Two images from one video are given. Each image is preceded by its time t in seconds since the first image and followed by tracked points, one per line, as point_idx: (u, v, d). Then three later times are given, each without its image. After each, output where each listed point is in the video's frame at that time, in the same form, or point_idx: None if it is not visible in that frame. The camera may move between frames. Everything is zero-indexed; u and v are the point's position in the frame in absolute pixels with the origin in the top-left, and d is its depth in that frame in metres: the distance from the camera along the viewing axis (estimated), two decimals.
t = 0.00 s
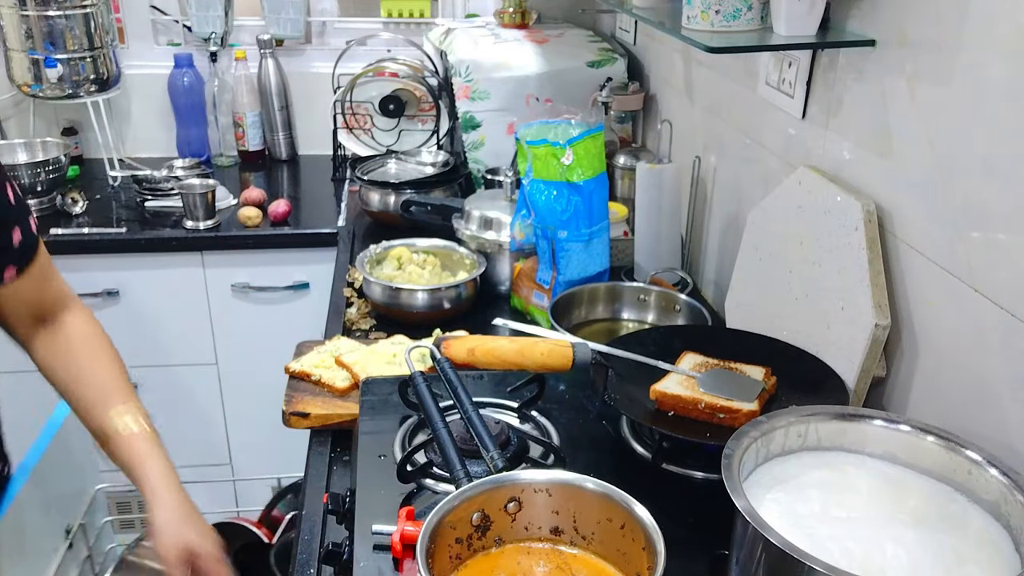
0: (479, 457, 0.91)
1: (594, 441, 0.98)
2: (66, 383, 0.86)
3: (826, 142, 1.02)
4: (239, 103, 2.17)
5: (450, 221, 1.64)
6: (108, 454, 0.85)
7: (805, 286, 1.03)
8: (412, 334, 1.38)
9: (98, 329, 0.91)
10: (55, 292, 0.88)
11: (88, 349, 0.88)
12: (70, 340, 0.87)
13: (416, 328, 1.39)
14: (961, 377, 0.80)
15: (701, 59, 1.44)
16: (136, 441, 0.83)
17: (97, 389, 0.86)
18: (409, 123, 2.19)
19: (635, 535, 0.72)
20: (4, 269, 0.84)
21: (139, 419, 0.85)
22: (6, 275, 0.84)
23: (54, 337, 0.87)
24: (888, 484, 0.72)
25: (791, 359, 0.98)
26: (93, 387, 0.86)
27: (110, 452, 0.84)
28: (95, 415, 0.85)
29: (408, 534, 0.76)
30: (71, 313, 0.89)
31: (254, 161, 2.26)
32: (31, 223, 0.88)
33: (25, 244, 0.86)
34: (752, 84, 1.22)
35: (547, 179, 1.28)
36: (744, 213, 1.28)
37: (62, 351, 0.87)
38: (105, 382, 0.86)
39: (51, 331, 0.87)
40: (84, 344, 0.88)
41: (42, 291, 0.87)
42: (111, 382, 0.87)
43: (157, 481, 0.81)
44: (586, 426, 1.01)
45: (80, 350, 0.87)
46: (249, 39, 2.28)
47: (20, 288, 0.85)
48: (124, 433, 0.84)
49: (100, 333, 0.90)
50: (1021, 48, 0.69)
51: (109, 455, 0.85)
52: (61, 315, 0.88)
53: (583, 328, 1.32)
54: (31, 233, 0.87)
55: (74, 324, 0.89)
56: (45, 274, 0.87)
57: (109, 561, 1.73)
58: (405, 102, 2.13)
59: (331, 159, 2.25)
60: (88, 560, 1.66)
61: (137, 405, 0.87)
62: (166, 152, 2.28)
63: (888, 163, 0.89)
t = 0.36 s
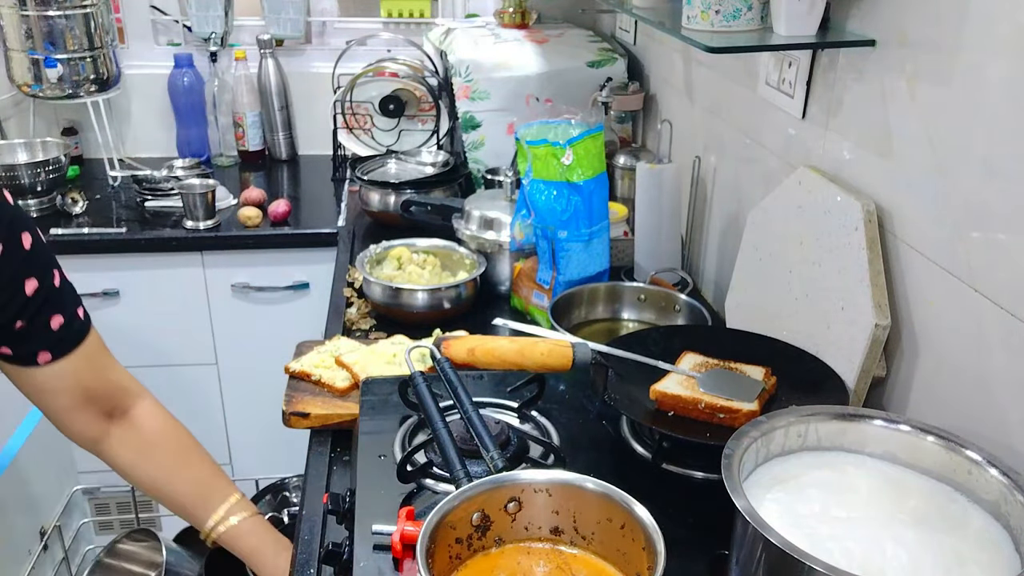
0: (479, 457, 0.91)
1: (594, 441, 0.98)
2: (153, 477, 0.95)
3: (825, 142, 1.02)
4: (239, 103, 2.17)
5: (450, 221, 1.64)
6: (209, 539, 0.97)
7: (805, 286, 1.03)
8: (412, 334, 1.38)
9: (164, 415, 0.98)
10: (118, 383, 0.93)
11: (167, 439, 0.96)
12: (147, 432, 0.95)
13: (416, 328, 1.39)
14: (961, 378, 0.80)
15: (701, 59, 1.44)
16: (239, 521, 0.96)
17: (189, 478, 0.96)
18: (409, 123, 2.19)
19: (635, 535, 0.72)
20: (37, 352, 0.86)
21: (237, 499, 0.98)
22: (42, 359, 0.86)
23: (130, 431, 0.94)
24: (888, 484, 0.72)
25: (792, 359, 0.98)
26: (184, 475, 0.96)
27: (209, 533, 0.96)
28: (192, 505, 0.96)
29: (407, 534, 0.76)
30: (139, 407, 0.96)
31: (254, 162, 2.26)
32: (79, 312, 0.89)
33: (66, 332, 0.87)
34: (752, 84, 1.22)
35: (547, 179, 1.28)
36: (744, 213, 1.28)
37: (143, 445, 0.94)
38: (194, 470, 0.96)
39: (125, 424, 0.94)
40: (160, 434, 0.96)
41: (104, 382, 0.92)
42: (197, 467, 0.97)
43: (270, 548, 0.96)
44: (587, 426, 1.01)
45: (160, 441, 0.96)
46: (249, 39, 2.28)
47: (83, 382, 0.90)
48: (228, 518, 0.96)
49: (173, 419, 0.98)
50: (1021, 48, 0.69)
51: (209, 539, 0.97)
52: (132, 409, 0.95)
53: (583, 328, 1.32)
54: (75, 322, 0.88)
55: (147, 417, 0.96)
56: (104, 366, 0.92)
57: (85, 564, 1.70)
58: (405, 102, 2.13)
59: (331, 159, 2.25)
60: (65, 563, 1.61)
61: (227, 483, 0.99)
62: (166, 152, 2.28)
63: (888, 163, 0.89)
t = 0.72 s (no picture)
0: (479, 457, 0.91)
1: (594, 441, 0.98)
2: (165, 505, 0.97)
3: (826, 142, 1.02)
4: (239, 103, 2.17)
5: (450, 221, 1.64)
6: (218, 565, 1.00)
7: (805, 285, 1.03)
8: (412, 334, 1.38)
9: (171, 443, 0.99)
10: (129, 412, 0.95)
11: (177, 468, 0.98)
12: (158, 461, 0.97)
13: (416, 328, 1.39)
14: (961, 378, 0.80)
15: (701, 59, 1.44)
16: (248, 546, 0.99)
17: (200, 505, 0.98)
18: (409, 123, 2.19)
19: (635, 535, 0.72)
20: (47, 380, 0.88)
21: (247, 524, 1.01)
22: (51, 387, 0.88)
23: (141, 459, 0.96)
24: (888, 484, 0.72)
25: (792, 359, 0.98)
26: (195, 502, 0.98)
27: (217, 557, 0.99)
28: (203, 531, 0.99)
29: (407, 534, 0.76)
30: (148, 435, 0.97)
31: (254, 162, 2.26)
32: (89, 340, 0.91)
33: (76, 360, 0.89)
34: (752, 84, 1.22)
35: (547, 180, 1.28)
36: (744, 213, 1.28)
37: (155, 474, 0.96)
38: (204, 497, 0.99)
39: (136, 453, 0.96)
40: (171, 463, 0.98)
41: (114, 412, 0.93)
42: (207, 494, 0.99)
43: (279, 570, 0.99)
44: (586, 426, 1.01)
45: (170, 469, 0.98)
46: (249, 39, 2.28)
47: (95, 413, 0.91)
48: (239, 544, 0.99)
49: (182, 448, 1.00)
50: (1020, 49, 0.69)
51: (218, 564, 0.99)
52: (144, 439, 0.97)
53: (583, 327, 1.32)
54: (86, 351, 0.90)
55: (157, 446, 0.97)
56: (116, 395, 0.94)
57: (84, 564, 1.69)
58: (405, 102, 2.13)
59: (331, 159, 2.25)
60: (65, 563, 1.60)
61: (236, 509, 1.02)
62: (166, 152, 2.28)
63: (888, 163, 0.89)
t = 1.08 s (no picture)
0: (479, 457, 0.91)
1: (594, 441, 0.98)
2: (154, 507, 0.95)
3: (825, 142, 1.02)
4: (239, 103, 2.18)
5: (450, 221, 1.64)
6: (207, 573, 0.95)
7: (804, 285, 1.03)
8: (412, 334, 1.38)
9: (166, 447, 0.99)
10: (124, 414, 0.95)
11: (170, 472, 0.97)
12: (150, 464, 0.96)
13: (416, 328, 1.39)
14: (961, 378, 0.80)
15: (701, 59, 1.44)
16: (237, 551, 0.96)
17: (189, 509, 0.96)
18: (409, 123, 2.19)
19: (635, 535, 0.72)
20: (49, 380, 0.88)
21: (236, 531, 0.98)
22: (53, 387, 0.88)
23: (133, 461, 0.95)
24: (888, 484, 0.72)
25: (792, 359, 0.98)
26: (184, 506, 0.96)
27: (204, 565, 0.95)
28: (191, 537, 0.96)
29: (408, 534, 0.76)
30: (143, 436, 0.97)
31: (254, 162, 2.26)
32: (92, 342, 0.91)
33: (79, 361, 0.89)
34: (752, 84, 1.22)
35: (547, 179, 1.28)
36: (744, 213, 1.28)
37: (146, 475, 0.95)
38: (194, 502, 0.97)
39: (128, 455, 0.95)
40: (164, 467, 0.97)
41: (109, 414, 0.93)
42: (197, 499, 0.97)
43: None
44: (586, 426, 1.01)
45: (162, 473, 0.96)
46: (249, 39, 2.28)
47: (91, 412, 0.91)
48: (228, 550, 0.96)
49: (176, 454, 0.99)
50: (1021, 49, 0.69)
51: (207, 573, 0.96)
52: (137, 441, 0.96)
53: (583, 328, 1.32)
54: (89, 352, 0.90)
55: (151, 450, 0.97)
56: (112, 397, 0.94)
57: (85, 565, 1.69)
58: (405, 102, 2.13)
59: (331, 159, 2.25)
60: (66, 563, 1.60)
61: (226, 516, 0.99)
62: (166, 152, 2.28)
63: (888, 163, 0.89)
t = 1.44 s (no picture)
0: (479, 457, 0.91)
1: (594, 441, 0.98)
2: (170, 508, 0.95)
3: (825, 142, 1.02)
4: (239, 103, 2.18)
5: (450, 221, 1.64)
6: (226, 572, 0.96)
7: (804, 285, 1.03)
8: (412, 334, 1.38)
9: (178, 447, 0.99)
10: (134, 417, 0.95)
11: (183, 473, 0.98)
12: (164, 465, 0.97)
13: (416, 328, 1.39)
14: (961, 378, 0.80)
15: (701, 59, 1.44)
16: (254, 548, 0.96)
17: (203, 509, 0.97)
18: (409, 123, 2.19)
19: (635, 536, 0.72)
20: (54, 388, 0.88)
21: (252, 529, 0.98)
22: (58, 394, 0.88)
23: (147, 462, 0.96)
24: (887, 484, 0.72)
25: (791, 359, 0.98)
26: (198, 505, 0.96)
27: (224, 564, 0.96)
28: (207, 537, 0.96)
29: (407, 534, 0.76)
30: (155, 437, 0.97)
31: (254, 162, 2.26)
32: (97, 348, 0.91)
33: (83, 368, 0.89)
34: (752, 84, 1.22)
35: (547, 180, 1.28)
36: (744, 213, 1.28)
37: (160, 476, 0.96)
38: (208, 501, 0.97)
39: (141, 458, 0.96)
40: (176, 467, 0.97)
41: (120, 417, 0.93)
42: (212, 499, 0.98)
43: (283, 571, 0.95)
44: (586, 426, 1.01)
45: (176, 474, 0.97)
46: (249, 39, 2.28)
47: (101, 417, 0.91)
48: (245, 548, 0.96)
49: (189, 455, 0.99)
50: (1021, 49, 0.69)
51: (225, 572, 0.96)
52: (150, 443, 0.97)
53: (583, 327, 1.32)
54: (93, 358, 0.90)
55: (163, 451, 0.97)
56: (122, 401, 0.94)
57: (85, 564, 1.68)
58: (405, 102, 2.13)
59: (331, 159, 2.25)
60: (66, 562, 1.60)
61: (241, 514, 0.99)
62: (166, 152, 2.28)
63: (888, 163, 0.89)
